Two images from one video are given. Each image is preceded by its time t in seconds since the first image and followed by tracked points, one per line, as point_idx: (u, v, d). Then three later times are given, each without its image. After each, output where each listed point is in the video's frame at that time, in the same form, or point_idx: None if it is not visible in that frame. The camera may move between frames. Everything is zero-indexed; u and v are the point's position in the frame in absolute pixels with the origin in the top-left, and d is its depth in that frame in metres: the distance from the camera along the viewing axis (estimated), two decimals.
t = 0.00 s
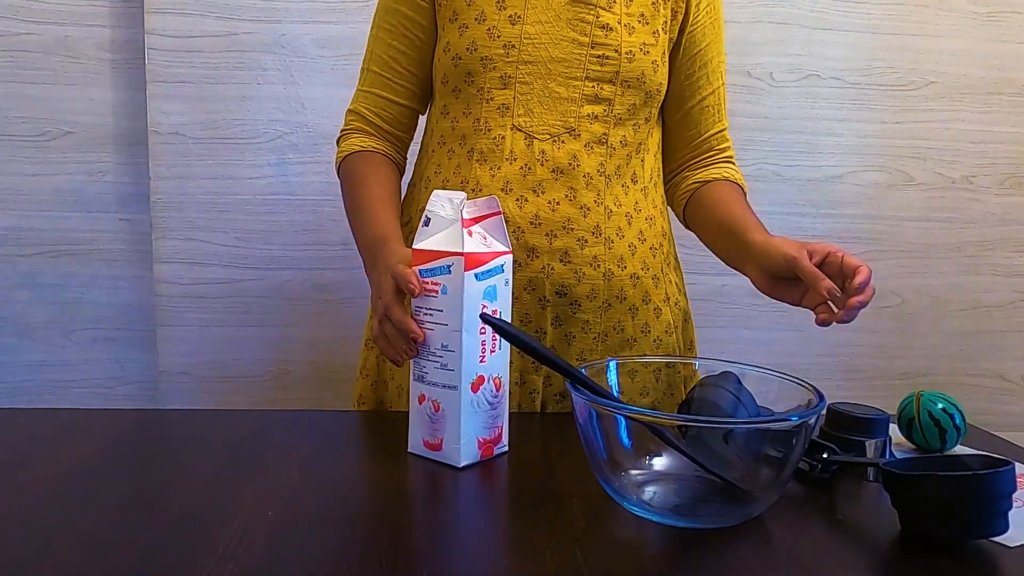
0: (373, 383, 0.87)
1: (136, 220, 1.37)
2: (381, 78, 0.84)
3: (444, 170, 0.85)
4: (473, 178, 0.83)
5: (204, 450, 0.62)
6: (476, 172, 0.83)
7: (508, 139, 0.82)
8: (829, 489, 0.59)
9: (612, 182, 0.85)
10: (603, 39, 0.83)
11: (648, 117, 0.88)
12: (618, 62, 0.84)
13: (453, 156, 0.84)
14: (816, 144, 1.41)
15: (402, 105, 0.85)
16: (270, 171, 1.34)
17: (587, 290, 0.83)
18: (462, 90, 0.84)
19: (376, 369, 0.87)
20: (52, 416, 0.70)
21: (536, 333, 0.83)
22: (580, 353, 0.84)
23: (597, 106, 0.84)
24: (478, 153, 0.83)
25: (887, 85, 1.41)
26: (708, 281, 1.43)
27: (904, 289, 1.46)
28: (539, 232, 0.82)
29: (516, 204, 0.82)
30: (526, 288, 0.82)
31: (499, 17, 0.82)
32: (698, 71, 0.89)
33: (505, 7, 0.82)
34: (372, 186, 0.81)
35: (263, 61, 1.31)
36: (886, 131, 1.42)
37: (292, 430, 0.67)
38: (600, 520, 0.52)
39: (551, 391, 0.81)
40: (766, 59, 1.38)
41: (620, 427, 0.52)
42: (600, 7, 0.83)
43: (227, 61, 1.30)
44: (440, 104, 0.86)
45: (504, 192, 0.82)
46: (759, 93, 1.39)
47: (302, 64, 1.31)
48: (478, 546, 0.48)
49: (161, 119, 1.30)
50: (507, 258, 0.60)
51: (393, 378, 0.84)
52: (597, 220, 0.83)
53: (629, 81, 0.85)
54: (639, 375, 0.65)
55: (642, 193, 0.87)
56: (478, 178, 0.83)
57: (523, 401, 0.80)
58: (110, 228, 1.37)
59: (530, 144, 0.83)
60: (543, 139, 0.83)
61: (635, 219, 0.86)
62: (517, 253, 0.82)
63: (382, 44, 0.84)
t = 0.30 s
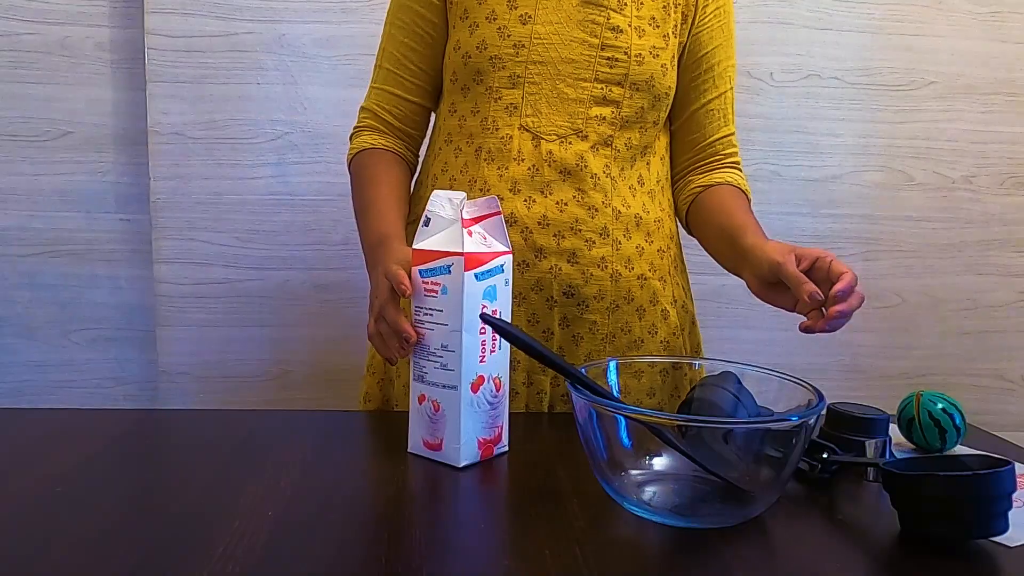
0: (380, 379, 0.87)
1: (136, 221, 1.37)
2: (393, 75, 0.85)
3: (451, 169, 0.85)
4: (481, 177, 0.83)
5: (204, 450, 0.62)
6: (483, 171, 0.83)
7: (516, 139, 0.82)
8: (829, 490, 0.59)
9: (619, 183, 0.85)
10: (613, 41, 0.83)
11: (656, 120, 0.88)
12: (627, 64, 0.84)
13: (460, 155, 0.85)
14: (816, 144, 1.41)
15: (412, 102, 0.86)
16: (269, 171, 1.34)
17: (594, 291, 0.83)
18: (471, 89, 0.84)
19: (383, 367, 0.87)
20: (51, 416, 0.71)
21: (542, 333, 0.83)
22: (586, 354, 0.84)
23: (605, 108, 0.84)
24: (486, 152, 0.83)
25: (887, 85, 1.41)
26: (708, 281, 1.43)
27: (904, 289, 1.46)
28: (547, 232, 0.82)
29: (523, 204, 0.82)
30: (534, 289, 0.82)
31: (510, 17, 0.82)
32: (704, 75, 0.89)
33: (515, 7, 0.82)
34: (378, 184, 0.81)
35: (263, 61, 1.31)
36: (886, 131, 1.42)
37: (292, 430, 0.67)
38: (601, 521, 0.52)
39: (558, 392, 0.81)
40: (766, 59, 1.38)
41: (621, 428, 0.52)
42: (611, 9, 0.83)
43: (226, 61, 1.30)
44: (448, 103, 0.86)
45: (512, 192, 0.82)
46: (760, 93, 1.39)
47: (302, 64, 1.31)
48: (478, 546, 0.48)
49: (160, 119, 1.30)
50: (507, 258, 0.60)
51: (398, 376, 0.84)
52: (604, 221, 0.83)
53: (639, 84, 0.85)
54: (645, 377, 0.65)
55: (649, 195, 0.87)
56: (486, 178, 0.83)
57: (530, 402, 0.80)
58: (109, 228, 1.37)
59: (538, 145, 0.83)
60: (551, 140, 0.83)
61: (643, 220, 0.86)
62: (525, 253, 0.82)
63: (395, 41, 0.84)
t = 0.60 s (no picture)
0: (383, 377, 0.87)
1: (137, 221, 1.37)
2: (401, 77, 0.88)
3: (453, 168, 0.86)
4: (480, 177, 0.84)
5: (204, 450, 0.62)
6: (483, 170, 0.84)
7: (513, 139, 0.83)
8: (829, 490, 0.59)
9: (619, 184, 0.83)
10: (611, 39, 0.82)
11: (661, 119, 0.85)
12: (625, 63, 0.83)
13: (461, 154, 0.85)
14: (817, 144, 1.41)
15: (418, 102, 0.88)
16: (269, 172, 1.34)
17: (593, 292, 0.83)
18: (472, 89, 0.85)
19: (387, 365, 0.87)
20: (51, 416, 0.71)
21: (540, 334, 0.83)
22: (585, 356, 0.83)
23: (604, 108, 0.83)
24: (485, 152, 0.84)
25: (887, 85, 1.41)
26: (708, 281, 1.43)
27: (904, 289, 1.46)
28: (545, 232, 0.82)
29: (522, 204, 0.82)
30: (531, 289, 0.82)
31: (510, 17, 0.83)
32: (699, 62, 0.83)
33: (516, 7, 0.83)
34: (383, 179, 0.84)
35: (263, 61, 1.31)
36: (886, 131, 1.42)
37: (292, 430, 0.67)
38: (601, 521, 0.52)
39: (556, 393, 0.81)
40: (767, 59, 1.38)
41: (621, 428, 0.52)
42: (609, 7, 0.82)
43: (226, 61, 1.30)
44: (451, 103, 0.87)
45: (510, 192, 0.82)
46: (760, 93, 1.39)
47: (302, 64, 1.31)
48: (478, 546, 0.48)
49: (160, 119, 1.30)
50: (507, 258, 0.60)
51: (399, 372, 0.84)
52: (603, 222, 0.82)
53: (637, 82, 0.83)
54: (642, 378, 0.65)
55: (653, 197, 0.86)
56: (485, 177, 0.83)
57: (528, 402, 0.80)
58: (109, 228, 1.37)
59: (535, 144, 0.83)
60: (548, 139, 0.82)
61: (645, 222, 0.84)
62: (523, 253, 0.82)
63: (403, 44, 0.87)
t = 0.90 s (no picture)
0: (380, 372, 0.87)
1: (136, 221, 1.37)
2: (406, 84, 0.92)
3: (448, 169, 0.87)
4: (467, 176, 0.84)
5: (204, 450, 0.62)
6: (468, 169, 0.84)
7: (495, 139, 0.83)
8: (829, 490, 0.59)
9: (603, 183, 0.82)
10: (591, 36, 0.81)
11: (649, 117, 0.83)
12: (606, 60, 0.81)
13: (453, 154, 0.86)
14: (817, 144, 1.41)
15: (421, 107, 0.92)
16: (269, 172, 1.34)
17: (575, 292, 0.81)
18: (461, 92, 0.86)
19: (384, 360, 0.87)
20: (52, 415, 0.71)
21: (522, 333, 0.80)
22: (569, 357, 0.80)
23: (586, 107, 0.82)
24: (471, 152, 0.84)
25: (887, 85, 1.41)
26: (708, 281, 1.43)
27: (904, 289, 1.46)
28: (526, 231, 0.81)
29: (504, 203, 0.82)
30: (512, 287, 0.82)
31: (494, 18, 0.83)
32: (698, 59, 0.79)
33: (500, 8, 0.83)
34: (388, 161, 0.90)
35: (263, 61, 1.31)
36: (886, 131, 1.42)
37: (292, 429, 0.67)
38: (601, 520, 0.52)
39: (539, 391, 0.81)
40: (767, 60, 1.38)
41: (620, 428, 0.52)
42: (591, 3, 0.81)
43: (227, 61, 1.30)
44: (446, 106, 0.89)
45: (494, 191, 0.82)
46: (760, 93, 1.39)
47: (302, 64, 1.31)
48: (479, 546, 0.48)
49: (160, 119, 1.30)
50: (507, 258, 0.60)
51: (395, 370, 0.84)
52: (585, 222, 0.81)
53: (618, 80, 0.81)
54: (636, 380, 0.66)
55: (643, 197, 0.83)
56: (470, 176, 0.84)
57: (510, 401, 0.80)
58: (109, 228, 1.37)
59: (517, 144, 0.82)
60: (529, 138, 0.82)
61: (633, 222, 0.82)
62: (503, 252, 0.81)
63: (408, 53, 0.92)
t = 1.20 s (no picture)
0: (370, 373, 0.88)
1: (137, 221, 1.38)
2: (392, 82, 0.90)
3: (440, 170, 0.86)
4: (457, 176, 0.83)
5: (203, 450, 0.62)
6: (458, 169, 0.83)
7: (485, 138, 0.82)
8: (829, 490, 0.59)
9: (594, 181, 0.81)
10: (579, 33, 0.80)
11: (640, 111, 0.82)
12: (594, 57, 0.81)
13: (445, 155, 0.86)
14: (817, 144, 1.41)
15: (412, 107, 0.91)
16: (270, 172, 1.34)
17: (562, 291, 0.80)
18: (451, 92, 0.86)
19: (376, 359, 0.88)
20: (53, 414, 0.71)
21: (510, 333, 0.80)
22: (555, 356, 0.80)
23: (576, 104, 0.81)
24: (462, 152, 0.84)
25: (887, 85, 1.41)
26: (708, 281, 1.43)
27: (904, 289, 1.46)
28: (515, 230, 0.81)
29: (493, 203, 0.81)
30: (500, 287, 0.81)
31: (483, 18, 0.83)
32: (692, 50, 0.79)
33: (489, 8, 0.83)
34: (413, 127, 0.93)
35: (263, 61, 1.31)
36: (886, 131, 1.42)
37: (291, 429, 0.67)
38: (601, 520, 0.52)
39: (529, 391, 0.81)
40: (767, 60, 1.38)
41: (620, 428, 0.52)
42: None
43: (227, 60, 1.30)
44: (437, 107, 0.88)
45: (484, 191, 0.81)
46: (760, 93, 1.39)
47: (302, 64, 1.32)
48: (479, 546, 0.48)
49: (160, 119, 1.30)
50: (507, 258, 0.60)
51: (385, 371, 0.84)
52: (574, 221, 0.80)
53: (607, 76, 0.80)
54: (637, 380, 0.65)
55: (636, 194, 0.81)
56: (460, 176, 0.83)
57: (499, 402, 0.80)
58: (109, 228, 1.37)
59: (507, 143, 0.82)
60: (519, 137, 0.81)
61: (623, 220, 0.81)
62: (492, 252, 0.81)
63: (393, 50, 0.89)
